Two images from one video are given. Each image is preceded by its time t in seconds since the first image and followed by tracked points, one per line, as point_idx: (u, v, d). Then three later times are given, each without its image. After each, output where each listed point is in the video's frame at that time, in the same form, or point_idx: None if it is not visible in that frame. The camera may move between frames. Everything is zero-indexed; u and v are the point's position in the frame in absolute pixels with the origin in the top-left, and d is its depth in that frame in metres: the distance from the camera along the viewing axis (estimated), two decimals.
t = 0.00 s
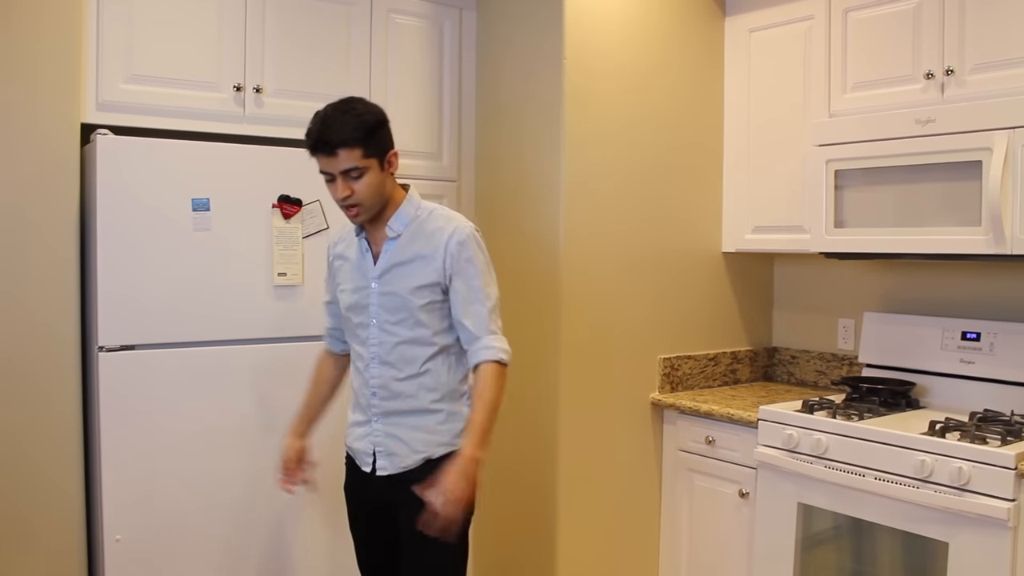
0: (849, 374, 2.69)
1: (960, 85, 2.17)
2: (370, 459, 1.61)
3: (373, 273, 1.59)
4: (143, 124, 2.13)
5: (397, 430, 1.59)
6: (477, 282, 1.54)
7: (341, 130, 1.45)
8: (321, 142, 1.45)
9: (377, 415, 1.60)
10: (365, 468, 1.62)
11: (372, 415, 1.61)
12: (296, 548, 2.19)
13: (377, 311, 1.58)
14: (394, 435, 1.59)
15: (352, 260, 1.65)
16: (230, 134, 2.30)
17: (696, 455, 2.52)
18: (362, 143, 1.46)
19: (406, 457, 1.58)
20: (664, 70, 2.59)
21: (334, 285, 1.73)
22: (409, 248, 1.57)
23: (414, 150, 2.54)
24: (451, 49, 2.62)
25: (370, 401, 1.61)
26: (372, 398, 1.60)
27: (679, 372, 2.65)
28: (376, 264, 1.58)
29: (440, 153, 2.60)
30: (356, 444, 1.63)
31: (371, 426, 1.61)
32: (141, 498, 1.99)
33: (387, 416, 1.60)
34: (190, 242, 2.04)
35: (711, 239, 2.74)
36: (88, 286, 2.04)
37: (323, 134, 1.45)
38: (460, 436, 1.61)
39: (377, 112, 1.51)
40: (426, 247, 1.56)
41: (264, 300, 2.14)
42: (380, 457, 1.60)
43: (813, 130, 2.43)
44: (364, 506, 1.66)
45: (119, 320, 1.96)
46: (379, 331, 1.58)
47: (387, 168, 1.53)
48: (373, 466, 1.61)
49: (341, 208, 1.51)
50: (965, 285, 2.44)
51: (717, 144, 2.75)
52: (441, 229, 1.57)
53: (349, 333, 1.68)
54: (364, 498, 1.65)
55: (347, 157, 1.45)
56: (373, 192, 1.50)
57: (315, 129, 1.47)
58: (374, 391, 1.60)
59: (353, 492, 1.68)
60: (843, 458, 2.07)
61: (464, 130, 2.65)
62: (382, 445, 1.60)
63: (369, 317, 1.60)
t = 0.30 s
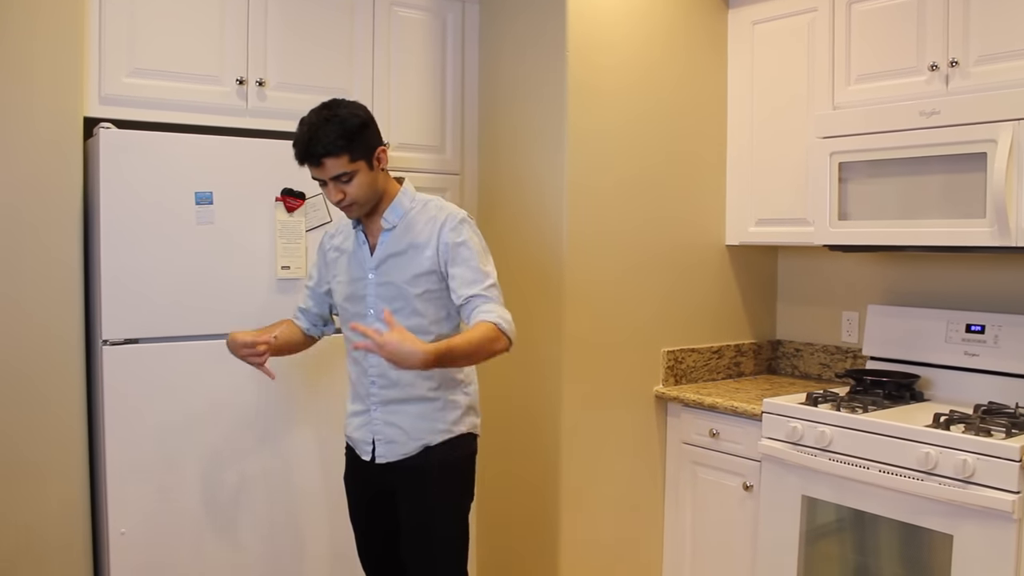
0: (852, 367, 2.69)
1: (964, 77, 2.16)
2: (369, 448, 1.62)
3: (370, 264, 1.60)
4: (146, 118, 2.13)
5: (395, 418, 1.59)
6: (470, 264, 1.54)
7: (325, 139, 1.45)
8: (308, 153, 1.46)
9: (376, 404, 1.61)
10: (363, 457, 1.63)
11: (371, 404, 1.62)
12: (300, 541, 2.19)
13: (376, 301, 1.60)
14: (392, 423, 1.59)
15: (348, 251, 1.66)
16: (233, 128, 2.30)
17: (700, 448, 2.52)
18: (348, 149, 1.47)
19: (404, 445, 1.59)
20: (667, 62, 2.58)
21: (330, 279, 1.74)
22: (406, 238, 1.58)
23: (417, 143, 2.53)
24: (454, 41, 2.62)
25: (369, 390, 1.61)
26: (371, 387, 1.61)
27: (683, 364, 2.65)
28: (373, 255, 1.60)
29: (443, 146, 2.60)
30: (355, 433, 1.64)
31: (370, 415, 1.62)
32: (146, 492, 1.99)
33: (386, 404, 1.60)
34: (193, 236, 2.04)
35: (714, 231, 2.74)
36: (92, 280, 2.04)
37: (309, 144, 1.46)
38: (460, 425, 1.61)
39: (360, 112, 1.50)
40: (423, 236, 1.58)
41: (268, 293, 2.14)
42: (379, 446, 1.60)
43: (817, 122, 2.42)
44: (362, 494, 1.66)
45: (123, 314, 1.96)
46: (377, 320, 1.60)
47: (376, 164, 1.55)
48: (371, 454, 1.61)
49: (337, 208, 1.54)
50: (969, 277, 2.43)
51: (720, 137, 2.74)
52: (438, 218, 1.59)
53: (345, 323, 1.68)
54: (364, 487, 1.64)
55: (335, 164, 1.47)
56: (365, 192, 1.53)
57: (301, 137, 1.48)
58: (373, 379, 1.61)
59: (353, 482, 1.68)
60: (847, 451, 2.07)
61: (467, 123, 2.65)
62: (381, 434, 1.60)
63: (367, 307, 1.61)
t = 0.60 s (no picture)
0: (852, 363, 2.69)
1: (965, 72, 2.15)
2: (363, 444, 1.60)
3: (366, 258, 1.59)
4: (145, 111, 2.13)
5: (389, 414, 1.58)
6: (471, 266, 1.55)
7: (327, 131, 1.45)
8: (310, 147, 1.46)
9: (370, 400, 1.60)
10: (357, 453, 1.61)
11: (365, 400, 1.60)
12: (299, 535, 2.19)
13: (371, 295, 1.58)
14: (387, 419, 1.58)
15: (343, 246, 1.65)
16: (233, 122, 2.30)
17: (700, 443, 2.52)
18: (350, 141, 1.46)
19: (399, 441, 1.57)
20: (667, 57, 2.57)
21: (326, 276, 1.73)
22: (402, 232, 1.58)
23: (417, 137, 2.53)
24: (454, 35, 2.61)
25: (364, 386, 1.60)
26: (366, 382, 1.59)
27: (682, 360, 2.65)
28: (369, 249, 1.59)
29: (443, 140, 2.60)
30: (348, 429, 1.62)
31: (364, 411, 1.61)
32: (145, 485, 1.99)
33: (380, 400, 1.59)
34: (193, 230, 2.04)
35: (714, 226, 2.74)
36: (92, 273, 2.04)
37: (309, 136, 1.45)
38: (455, 420, 1.60)
39: (360, 105, 1.49)
40: (420, 231, 1.57)
41: (267, 287, 2.14)
42: (373, 442, 1.59)
43: (817, 117, 2.42)
44: (357, 492, 1.65)
45: (122, 307, 1.96)
46: (371, 314, 1.58)
47: (376, 157, 1.55)
48: (365, 451, 1.60)
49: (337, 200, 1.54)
50: (969, 273, 2.43)
51: (721, 132, 2.74)
52: (435, 214, 1.58)
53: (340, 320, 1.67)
54: (359, 485, 1.63)
55: (337, 157, 1.47)
56: (366, 184, 1.53)
57: (303, 128, 1.47)
58: (367, 375, 1.59)
59: (345, 484, 1.67)
60: (847, 446, 2.07)
61: (468, 117, 2.65)
62: (375, 429, 1.59)
63: (362, 302, 1.60)
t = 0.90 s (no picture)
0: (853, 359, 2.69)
1: (967, 68, 2.15)
2: (361, 443, 1.59)
3: (368, 253, 1.59)
4: (145, 107, 2.12)
5: (388, 412, 1.57)
6: (483, 262, 1.61)
7: (338, 117, 1.45)
8: (319, 132, 1.46)
9: (369, 397, 1.59)
10: (355, 452, 1.61)
11: (363, 397, 1.59)
12: (299, 531, 2.20)
13: (372, 290, 1.58)
14: (386, 417, 1.57)
15: (344, 240, 1.64)
16: (235, 117, 2.29)
17: (701, 440, 2.52)
18: (360, 129, 1.47)
19: (398, 440, 1.56)
20: (669, 54, 2.57)
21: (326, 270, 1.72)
22: (406, 227, 1.57)
23: (418, 133, 2.53)
24: (455, 31, 2.61)
25: (363, 383, 1.59)
26: (365, 380, 1.59)
27: (683, 356, 2.65)
28: (371, 243, 1.58)
29: (444, 136, 2.59)
30: (345, 427, 1.61)
31: (362, 409, 1.60)
32: (146, 480, 1.99)
33: (380, 398, 1.58)
34: (194, 225, 2.04)
35: (715, 222, 2.73)
36: (93, 269, 2.04)
37: (319, 121, 1.46)
38: (454, 420, 1.59)
39: (371, 97, 1.51)
40: (424, 227, 1.57)
41: (268, 283, 2.14)
42: (371, 441, 1.58)
43: (818, 113, 2.42)
44: (355, 493, 1.64)
45: (124, 303, 1.96)
46: (373, 310, 1.58)
47: (383, 151, 1.55)
48: (363, 450, 1.59)
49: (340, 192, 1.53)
50: (970, 269, 2.43)
51: (722, 128, 2.74)
52: (440, 210, 1.59)
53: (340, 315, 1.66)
54: (358, 486, 1.63)
55: (347, 144, 1.47)
56: (372, 176, 1.52)
57: (312, 116, 1.47)
58: (367, 372, 1.59)
59: (342, 484, 1.66)
60: (848, 442, 2.07)
61: (469, 113, 2.64)
62: (374, 428, 1.58)
63: (363, 297, 1.59)
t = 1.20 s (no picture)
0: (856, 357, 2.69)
1: (971, 65, 2.14)
2: (365, 442, 1.60)
3: (379, 249, 1.59)
4: (148, 104, 2.11)
5: (393, 413, 1.58)
6: (482, 265, 1.53)
7: (388, 87, 1.50)
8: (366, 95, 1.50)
9: (374, 397, 1.59)
10: (360, 451, 1.62)
11: (368, 397, 1.60)
12: (302, 527, 2.20)
13: (381, 287, 1.58)
14: (390, 418, 1.58)
15: (356, 236, 1.65)
16: (238, 114, 2.29)
17: (703, 438, 2.52)
18: (406, 103, 1.52)
19: (401, 442, 1.57)
20: (673, 51, 2.57)
21: (337, 268, 1.72)
22: (416, 224, 1.58)
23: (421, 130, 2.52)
24: (458, 28, 2.61)
25: (368, 382, 1.60)
26: (370, 379, 1.59)
27: (687, 353, 2.65)
28: (383, 239, 1.59)
29: (447, 133, 2.59)
30: (351, 426, 1.62)
31: (366, 408, 1.60)
32: (150, 477, 1.99)
33: (385, 398, 1.59)
34: (198, 222, 2.04)
35: (719, 220, 2.73)
36: (96, 265, 2.04)
37: (368, 87, 1.50)
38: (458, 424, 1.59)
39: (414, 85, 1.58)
40: (434, 224, 1.57)
41: (271, 280, 2.14)
42: (376, 441, 1.59)
43: (822, 111, 2.41)
44: (361, 494, 1.65)
45: (127, 301, 1.96)
46: (380, 307, 1.58)
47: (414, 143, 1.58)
48: (367, 450, 1.60)
49: (368, 165, 1.53)
50: (974, 267, 2.43)
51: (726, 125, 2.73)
52: (451, 207, 1.58)
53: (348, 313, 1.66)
54: (362, 486, 1.63)
55: (391, 112, 1.50)
56: (402, 156, 1.54)
57: (359, 84, 1.51)
58: (372, 370, 1.59)
59: (349, 485, 1.67)
60: (851, 441, 2.07)
61: (472, 109, 2.64)
62: (379, 428, 1.59)
63: (371, 293, 1.59)
